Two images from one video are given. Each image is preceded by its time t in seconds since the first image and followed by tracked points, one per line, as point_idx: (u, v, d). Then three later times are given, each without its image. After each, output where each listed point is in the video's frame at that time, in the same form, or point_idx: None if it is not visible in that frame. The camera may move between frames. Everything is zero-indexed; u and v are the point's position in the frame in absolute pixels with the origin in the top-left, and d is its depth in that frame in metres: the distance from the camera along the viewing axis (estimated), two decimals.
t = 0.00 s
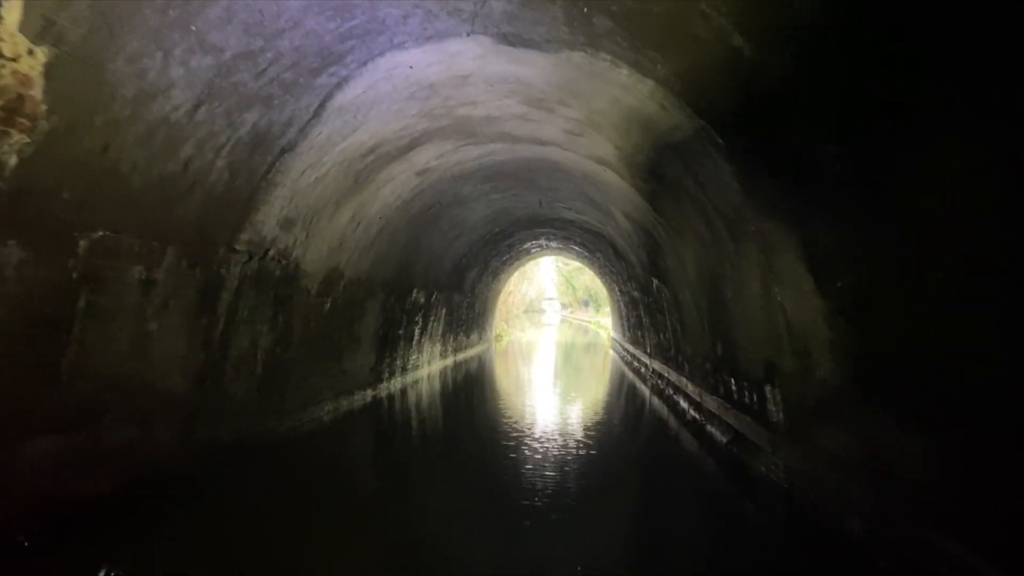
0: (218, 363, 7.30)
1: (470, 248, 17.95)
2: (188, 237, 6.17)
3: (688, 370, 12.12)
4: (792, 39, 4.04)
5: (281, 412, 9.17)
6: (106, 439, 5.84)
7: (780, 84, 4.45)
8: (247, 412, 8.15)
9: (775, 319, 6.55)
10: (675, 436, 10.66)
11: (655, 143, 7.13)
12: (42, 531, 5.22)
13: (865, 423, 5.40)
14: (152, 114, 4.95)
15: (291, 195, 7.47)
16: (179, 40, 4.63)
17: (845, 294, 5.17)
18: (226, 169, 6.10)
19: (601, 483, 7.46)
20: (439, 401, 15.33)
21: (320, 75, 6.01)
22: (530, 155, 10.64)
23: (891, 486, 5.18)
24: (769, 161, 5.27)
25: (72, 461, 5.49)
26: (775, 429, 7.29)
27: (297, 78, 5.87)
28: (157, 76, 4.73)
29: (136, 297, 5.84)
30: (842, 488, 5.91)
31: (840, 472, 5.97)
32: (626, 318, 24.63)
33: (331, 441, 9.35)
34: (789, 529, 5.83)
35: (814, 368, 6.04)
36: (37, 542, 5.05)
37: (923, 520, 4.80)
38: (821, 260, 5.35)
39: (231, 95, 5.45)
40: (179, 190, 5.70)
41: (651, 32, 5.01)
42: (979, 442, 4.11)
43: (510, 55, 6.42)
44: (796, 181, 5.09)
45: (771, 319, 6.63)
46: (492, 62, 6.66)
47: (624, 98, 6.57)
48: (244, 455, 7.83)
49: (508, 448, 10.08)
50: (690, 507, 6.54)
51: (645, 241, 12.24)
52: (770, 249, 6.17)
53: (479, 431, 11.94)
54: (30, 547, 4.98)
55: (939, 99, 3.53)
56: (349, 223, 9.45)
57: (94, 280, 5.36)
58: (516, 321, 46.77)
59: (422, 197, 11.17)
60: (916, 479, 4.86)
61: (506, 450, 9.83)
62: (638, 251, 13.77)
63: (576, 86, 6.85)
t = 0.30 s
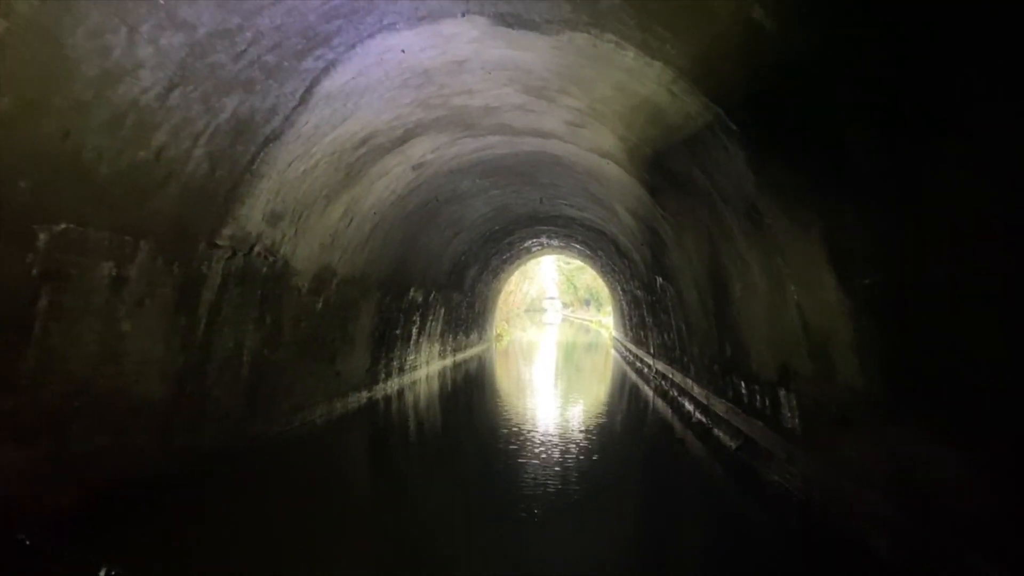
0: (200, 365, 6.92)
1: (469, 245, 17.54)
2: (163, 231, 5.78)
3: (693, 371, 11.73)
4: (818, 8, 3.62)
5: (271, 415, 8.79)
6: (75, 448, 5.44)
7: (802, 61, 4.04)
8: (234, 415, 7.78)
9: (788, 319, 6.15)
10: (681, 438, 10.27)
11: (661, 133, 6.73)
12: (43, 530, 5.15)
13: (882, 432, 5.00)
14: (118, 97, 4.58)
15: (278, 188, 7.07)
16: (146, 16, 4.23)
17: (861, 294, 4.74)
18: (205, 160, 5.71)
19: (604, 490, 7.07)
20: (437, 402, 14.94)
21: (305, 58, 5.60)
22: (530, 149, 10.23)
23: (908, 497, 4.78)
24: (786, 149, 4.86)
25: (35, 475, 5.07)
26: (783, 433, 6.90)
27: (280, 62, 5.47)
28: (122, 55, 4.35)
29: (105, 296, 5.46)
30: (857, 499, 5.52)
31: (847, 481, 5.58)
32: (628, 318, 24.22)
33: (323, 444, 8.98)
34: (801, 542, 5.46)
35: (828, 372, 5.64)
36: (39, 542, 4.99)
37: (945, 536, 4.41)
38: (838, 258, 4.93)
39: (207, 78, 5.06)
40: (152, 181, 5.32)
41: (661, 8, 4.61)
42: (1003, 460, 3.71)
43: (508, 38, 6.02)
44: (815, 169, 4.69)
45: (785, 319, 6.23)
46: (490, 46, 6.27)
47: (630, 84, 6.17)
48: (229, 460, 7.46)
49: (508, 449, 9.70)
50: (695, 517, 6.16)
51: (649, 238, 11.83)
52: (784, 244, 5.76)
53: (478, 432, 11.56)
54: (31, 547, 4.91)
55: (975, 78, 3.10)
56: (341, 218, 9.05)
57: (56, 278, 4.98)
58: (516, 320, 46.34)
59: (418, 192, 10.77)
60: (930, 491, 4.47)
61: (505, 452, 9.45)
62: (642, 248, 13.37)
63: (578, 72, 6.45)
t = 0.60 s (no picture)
0: (180, 368, 6.53)
1: (468, 244, 17.16)
2: (135, 226, 5.41)
3: (698, 372, 11.33)
4: None
5: (259, 419, 8.40)
6: (39, 459, 5.05)
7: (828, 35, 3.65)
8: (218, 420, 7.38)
9: (805, 319, 5.75)
10: (686, 442, 9.87)
11: (669, 122, 6.34)
12: (44, 531, 5.12)
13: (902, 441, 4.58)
14: (78, 78, 4.22)
15: (263, 181, 6.68)
16: None
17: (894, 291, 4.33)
18: (179, 149, 5.34)
19: (607, 497, 6.68)
20: (435, 404, 14.54)
21: (286, 40, 5.22)
22: (529, 143, 9.84)
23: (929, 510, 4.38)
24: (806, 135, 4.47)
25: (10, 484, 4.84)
26: (795, 436, 6.51)
27: (259, 43, 5.09)
28: (81, 31, 3.99)
29: (71, 295, 5.08)
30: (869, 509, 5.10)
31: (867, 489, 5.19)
32: (630, 318, 23.82)
33: (313, 449, 8.59)
34: (818, 554, 5.06)
35: (845, 376, 5.24)
36: (38, 542, 4.96)
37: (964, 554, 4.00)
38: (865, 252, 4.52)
39: (178, 59, 4.69)
40: (120, 170, 4.95)
41: None
42: None
43: (505, 20, 5.64)
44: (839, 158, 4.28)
45: (801, 319, 5.83)
46: (485, 30, 5.89)
47: (635, 69, 5.78)
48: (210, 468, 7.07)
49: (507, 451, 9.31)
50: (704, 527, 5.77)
51: (653, 236, 11.43)
52: (802, 239, 5.36)
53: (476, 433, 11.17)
54: (30, 547, 4.88)
55: None
56: (332, 215, 8.66)
57: (15, 276, 4.60)
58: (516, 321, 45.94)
59: (412, 188, 10.37)
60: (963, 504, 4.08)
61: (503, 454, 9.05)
62: (645, 247, 12.97)
63: (580, 57, 6.06)
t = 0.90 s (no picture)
0: (156, 372, 6.15)
1: (466, 242, 16.76)
2: (103, 219, 5.04)
3: (703, 375, 10.93)
4: None
5: (246, 424, 8.00)
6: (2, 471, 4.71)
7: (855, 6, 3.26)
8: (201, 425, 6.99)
9: (824, 320, 5.34)
10: (691, 446, 9.47)
11: (677, 110, 5.95)
12: (42, 533, 5.06)
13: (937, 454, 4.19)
14: (30, 55, 3.85)
15: (245, 174, 6.29)
16: None
17: (932, 289, 3.90)
18: (150, 136, 4.97)
19: (610, 508, 6.28)
20: (432, 406, 14.15)
21: (265, 20, 4.82)
22: (528, 136, 9.45)
23: (970, 530, 3.99)
24: (825, 121, 4.07)
25: (9, 486, 4.78)
26: (810, 442, 6.10)
27: (235, 23, 4.69)
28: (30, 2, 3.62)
29: (31, 293, 4.70)
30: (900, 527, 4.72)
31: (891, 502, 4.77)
32: (631, 318, 23.42)
33: (301, 454, 8.20)
34: (839, 571, 4.66)
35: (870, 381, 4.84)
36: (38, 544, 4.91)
37: None
38: (896, 246, 4.11)
39: (144, 38, 4.31)
40: (83, 158, 4.58)
41: None
42: None
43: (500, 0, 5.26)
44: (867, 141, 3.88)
45: (819, 319, 5.43)
46: (480, 12, 5.51)
47: (640, 53, 5.39)
48: (189, 477, 6.67)
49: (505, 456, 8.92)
50: (715, 542, 5.36)
51: (656, 233, 11.04)
52: (822, 233, 4.96)
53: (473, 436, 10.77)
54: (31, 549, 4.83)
55: None
56: (322, 210, 8.27)
57: None
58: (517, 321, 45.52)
59: (407, 184, 9.99)
60: (1006, 520, 3.65)
61: (501, 460, 8.65)
62: (647, 245, 12.58)
63: (581, 41, 5.67)
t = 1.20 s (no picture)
0: (131, 375, 5.77)
1: (465, 241, 16.36)
2: (66, 210, 4.67)
3: (710, 377, 10.53)
4: None
5: (232, 429, 7.61)
6: None
7: None
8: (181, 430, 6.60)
9: (848, 320, 4.95)
10: (698, 450, 9.07)
11: (687, 95, 5.55)
12: (45, 529, 5.00)
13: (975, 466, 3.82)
14: None
15: (227, 165, 5.91)
16: None
17: (975, 286, 3.53)
18: (115, 121, 4.60)
19: (616, 520, 5.88)
20: (430, 408, 13.76)
21: None
22: (529, 128, 9.05)
23: (1002, 549, 3.62)
24: (861, 96, 3.70)
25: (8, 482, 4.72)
26: (828, 450, 5.71)
27: None
28: None
29: None
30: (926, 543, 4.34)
31: (921, 517, 4.38)
32: (633, 317, 23.00)
33: (289, 460, 7.81)
34: None
35: (899, 386, 4.46)
36: (38, 542, 4.84)
37: None
38: (936, 238, 3.72)
39: (104, 10, 3.93)
40: (40, 144, 4.23)
41: None
42: None
43: None
44: (905, 120, 3.49)
45: (842, 320, 5.03)
46: None
47: (650, 33, 4.99)
48: (167, 487, 6.28)
49: (503, 461, 8.52)
50: (728, 559, 4.97)
51: (661, 231, 10.63)
52: (848, 226, 4.56)
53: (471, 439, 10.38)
54: (31, 547, 4.77)
55: None
56: (312, 205, 7.87)
57: None
58: (517, 321, 45.12)
59: (402, 179, 9.59)
60: None
61: (500, 465, 8.26)
62: (652, 243, 12.18)
63: (585, 22, 5.28)
